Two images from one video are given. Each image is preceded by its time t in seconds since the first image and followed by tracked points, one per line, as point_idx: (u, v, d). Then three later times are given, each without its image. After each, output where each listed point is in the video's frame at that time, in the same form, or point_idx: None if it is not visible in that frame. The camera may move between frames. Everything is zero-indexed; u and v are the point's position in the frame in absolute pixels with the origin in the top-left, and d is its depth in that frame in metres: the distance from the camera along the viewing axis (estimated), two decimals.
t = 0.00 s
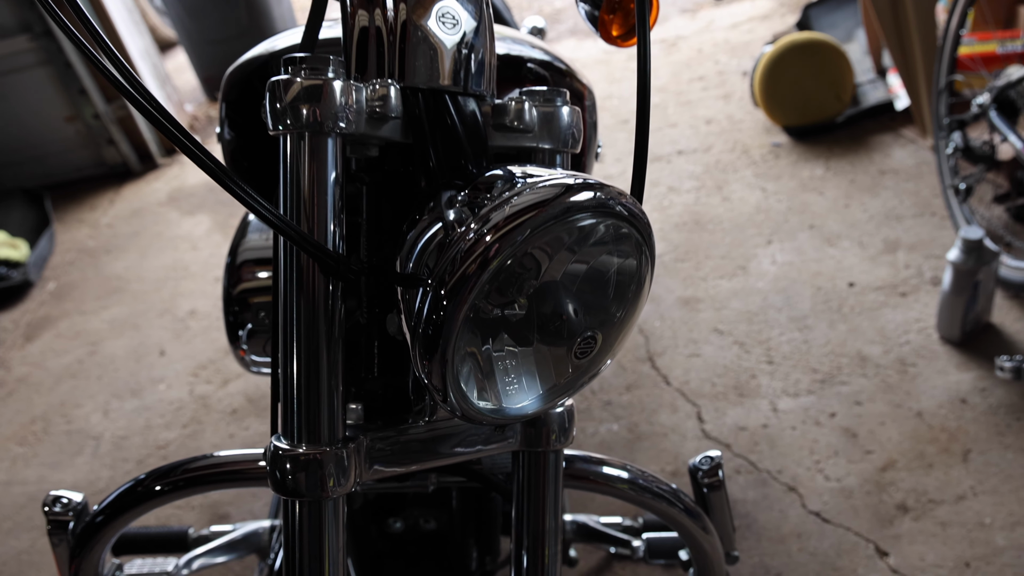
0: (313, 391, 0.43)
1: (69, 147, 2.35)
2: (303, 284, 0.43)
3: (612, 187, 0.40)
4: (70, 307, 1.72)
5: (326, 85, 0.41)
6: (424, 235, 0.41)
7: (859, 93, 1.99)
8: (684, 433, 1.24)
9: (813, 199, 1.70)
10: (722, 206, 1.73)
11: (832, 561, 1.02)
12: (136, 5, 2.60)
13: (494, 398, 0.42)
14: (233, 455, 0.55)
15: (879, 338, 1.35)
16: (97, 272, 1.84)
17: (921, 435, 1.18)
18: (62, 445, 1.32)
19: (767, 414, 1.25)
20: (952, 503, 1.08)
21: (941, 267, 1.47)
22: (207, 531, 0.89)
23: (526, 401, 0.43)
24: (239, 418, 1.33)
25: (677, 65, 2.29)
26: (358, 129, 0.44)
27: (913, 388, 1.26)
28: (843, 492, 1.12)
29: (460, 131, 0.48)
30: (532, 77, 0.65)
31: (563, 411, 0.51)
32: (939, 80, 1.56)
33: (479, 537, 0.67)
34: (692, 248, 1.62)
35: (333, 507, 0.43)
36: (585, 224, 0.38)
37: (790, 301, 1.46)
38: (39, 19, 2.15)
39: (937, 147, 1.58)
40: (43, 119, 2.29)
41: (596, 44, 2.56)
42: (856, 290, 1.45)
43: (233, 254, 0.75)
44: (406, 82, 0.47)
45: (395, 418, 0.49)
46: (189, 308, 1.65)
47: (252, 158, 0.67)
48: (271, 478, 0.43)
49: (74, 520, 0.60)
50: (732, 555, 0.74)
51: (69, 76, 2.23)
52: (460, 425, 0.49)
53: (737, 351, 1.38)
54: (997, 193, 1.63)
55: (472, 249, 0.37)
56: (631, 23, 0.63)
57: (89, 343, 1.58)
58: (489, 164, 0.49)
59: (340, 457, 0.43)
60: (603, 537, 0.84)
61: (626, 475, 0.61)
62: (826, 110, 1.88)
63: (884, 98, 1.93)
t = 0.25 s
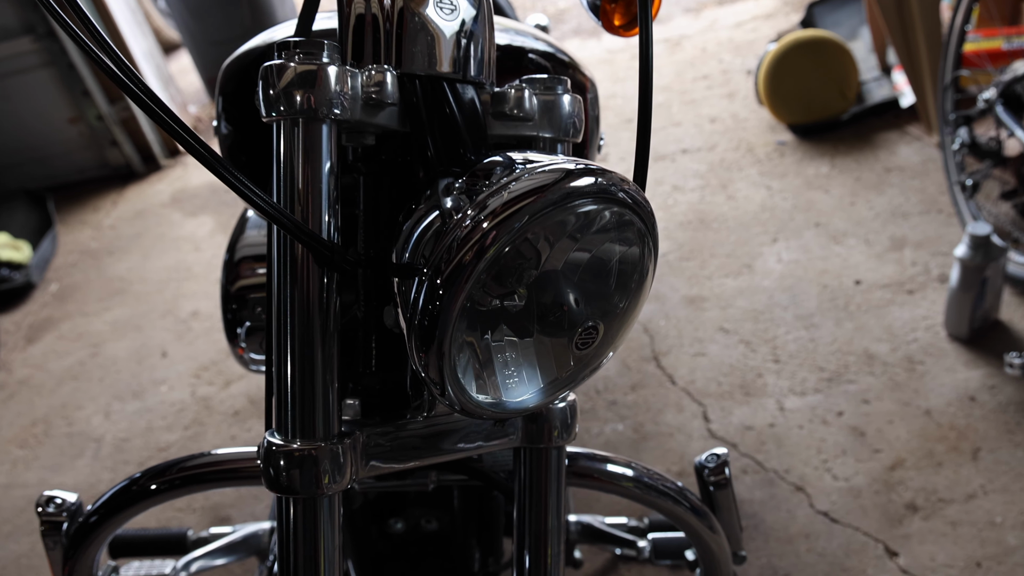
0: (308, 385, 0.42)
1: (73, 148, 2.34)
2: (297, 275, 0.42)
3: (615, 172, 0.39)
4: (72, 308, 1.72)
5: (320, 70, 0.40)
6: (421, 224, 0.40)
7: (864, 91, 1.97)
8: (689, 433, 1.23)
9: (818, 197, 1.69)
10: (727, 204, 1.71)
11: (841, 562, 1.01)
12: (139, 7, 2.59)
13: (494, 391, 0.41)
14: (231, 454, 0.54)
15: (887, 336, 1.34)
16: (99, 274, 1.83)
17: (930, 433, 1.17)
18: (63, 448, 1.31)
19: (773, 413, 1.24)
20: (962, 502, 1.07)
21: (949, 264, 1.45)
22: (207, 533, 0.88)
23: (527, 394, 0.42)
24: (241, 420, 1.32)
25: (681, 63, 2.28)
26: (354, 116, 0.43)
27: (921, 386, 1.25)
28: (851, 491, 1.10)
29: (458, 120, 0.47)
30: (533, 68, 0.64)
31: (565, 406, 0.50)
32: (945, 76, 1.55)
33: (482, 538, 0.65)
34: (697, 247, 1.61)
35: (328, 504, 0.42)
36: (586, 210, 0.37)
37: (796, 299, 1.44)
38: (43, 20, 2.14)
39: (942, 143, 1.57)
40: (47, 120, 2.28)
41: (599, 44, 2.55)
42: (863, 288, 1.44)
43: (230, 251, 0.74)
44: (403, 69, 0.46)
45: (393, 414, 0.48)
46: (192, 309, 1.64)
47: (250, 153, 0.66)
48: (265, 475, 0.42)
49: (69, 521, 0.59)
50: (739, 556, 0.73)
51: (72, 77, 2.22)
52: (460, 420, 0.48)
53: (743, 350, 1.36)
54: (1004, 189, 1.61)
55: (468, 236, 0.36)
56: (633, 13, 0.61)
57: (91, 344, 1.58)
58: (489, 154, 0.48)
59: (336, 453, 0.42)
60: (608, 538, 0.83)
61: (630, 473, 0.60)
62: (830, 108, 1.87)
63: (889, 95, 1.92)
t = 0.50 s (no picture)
0: (301, 388, 0.40)
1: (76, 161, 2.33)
2: (290, 275, 0.41)
3: (615, 165, 0.38)
4: (74, 320, 1.71)
5: (312, 63, 0.39)
6: (417, 220, 0.39)
7: (868, 97, 1.96)
8: (696, 441, 1.21)
9: (824, 203, 1.67)
10: (732, 211, 1.70)
11: (852, 571, 0.99)
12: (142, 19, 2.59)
13: (492, 392, 0.40)
14: (229, 461, 0.53)
15: (894, 342, 1.32)
16: (101, 285, 1.83)
17: (940, 440, 1.15)
18: (63, 460, 1.30)
19: (781, 421, 1.23)
20: (973, 510, 1.05)
21: (956, 269, 1.44)
22: (205, 544, 0.87)
23: (527, 395, 0.41)
24: (243, 431, 1.30)
25: (684, 71, 2.27)
26: (348, 111, 0.42)
27: (930, 392, 1.23)
28: (861, 499, 1.09)
29: (456, 117, 0.46)
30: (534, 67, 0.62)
31: (567, 409, 0.49)
32: (950, 79, 1.54)
33: (483, 548, 0.63)
34: (702, 254, 1.60)
35: (323, 511, 0.41)
36: (585, 202, 0.36)
37: (803, 306, 1.43)
38: (45, 32, 2.13)
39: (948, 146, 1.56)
40: (50, 132, 2.27)
41: (602, 52, 2.54)
42: (869, 293, 1.42)
43: (228, 257, 0.73)
44: (398, 64, 0.45)
45: (390, 418, 0.47)
46: (194, 320, 1.63)
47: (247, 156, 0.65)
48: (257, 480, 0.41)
49: (61, 532, 0.58)
50: (748, 564, 0.71)
51: (75, 89, 2.21)
52: (459, 424, 0.46)
53: (749, 357, 1.35)
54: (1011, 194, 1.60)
55: (464, 230, 0.35)
56: (634, 10, 0.60)
57: (92, 356, 1.57)
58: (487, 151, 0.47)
59: (330, 457, 0.41)
60: (613, 548, 0.81)
61: (635, 480, 0.58)
62: (835, 113, 1.86)
63: (893, 101, 1.91)
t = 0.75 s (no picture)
0: (295, 390, 0.40)
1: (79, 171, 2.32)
2: (283, 274, 0.40)
3: (616, 160, 0.37)
4: (75, 330, 1.70)
5: (307, 58, 0.39)
6: (413, 218, 0.38)
7: (872, 103, 1.95)
8: (701, 449, 1.20)
9: (828, 210, 1.66)
10: (736, 218, 1.69)
11: None
12: (146, 30, 2.59)
13: (491, 394, 0.39)
14: (224, 466, 0.52)
15: (900, 349, 1.31)
16: (103, 296, 1.82)
17: (947, 447, 1.14)
18: (63, 472, 1.29)
19: (786, 429, 1.21)
20: (982, 518, 1.03)
21: (962, 275, 1.43)
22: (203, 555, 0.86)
23: (526, 397, 0.40)
24: (244, 441, 1.29)
25: (687, 79, 2.26)
26: (343, 107, 0.41)
27: (936, 399, 1.22)
28: (868, 507, 1.07)
29: (454, 115, 0.45)
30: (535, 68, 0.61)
31: (568, 412, 0.48)
32: (954, 85, 1.53)
33: (484, 556, 0.62)
34: (706, 261, 1.59)
35: (317, 517, 0.40)
36: (583, 197, 0.35)
37: (807, 313, 1.42)
38: (48, 42, 2.13)
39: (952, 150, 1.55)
40: (53, 142, 2.27)
41: (605, 61, 2.54)
42: (875, 300, 1.41)
43: (226, 261, 0.72)
44: (396, 61, 0.44)
45: (387, 421, 0.46)
46: (196, 329, 1.62)
47: (246, 158, 0.64)
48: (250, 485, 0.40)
49: (54, 541, 0.57)
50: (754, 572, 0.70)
51: (78, 99, 2.21)
52: (459, 428, 0.45)
53: (754, 364, 1.34)
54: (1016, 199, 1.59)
55: (460, 225, 0.34)
56: (635, 9, 0.60)
57: (93, 366, 1.56)
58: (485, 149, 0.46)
59: (325, 461, 0.40)
60: (618, 557, 0.80)
61: (639, 485, 0.57)
62: (839, 119, 1.85)
63: (897, 107, 1.90)
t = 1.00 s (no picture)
0: (288, 395, 0.39)
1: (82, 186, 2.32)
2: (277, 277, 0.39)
3: (617, 157, 0.36)
4: (76, 345, 1.69)
5: (301, 55, 0.38)
6: (409, 218, 0.37)
7: (876, 115, 1.93)
8: (706, 462, 1.19)
9: (832, 221, 1.65)
10: (740, 230, 1.68)
11: None
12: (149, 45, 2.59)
13: (489, 399, 0.38)
14: (219, 477, 0.51)
15: (906, 360, 1.30)
16: (104, 310, 1.81)
17: (955, 459, 1.12)
18: (62, 487, 1.28)
19: (793, 441, 1.20)
20: (991, 530, 1.02)
21: (968, 285, 1.41)
22: (200, 569, 0.84)
23: (526, 402, 0.39)
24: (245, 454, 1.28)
25: (690, 92, 2.26)
26: (338, 106, 0.40)
27: (944, 410, 1.20)
28: (876, 520, 1.06)
29: (453, 116, 0.45)
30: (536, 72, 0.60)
31: (570, 419, 0.47)
32: (958, 95, 1.53)
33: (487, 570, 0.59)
34: (710, 273, 1.58)
35: (311, 526, 0.39)
36: (584, 193, 0.35)
37: (813, 324, 1.40)
38: (52, 56, 2.13)
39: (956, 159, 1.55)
40: (56, 156, 2.26)
41: (608, 74, 2.54)
42: (880, 311, 1.40)
43: (223, 271, 0.71)
44: (392, 61, 0.43)
45: (384, 429, 0.45)
46: (197, 343, 1.61)
47: (243, 166, 0.64)
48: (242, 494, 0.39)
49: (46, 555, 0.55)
50: None
51: (81, 113, 2.21)
52: (459, 436, 0.44)
53: (759, 376, 1.33)
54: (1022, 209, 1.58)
55: (455, 223, 0.34)
56: (637, 12, 0.59)
57: (94, 380, 1.55)
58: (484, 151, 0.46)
59: (319, 469, 0.39)
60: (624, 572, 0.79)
61: (643, 496, 0.56)
62: (842, 131, 1.84)
63: (901, 118, 1.88)
